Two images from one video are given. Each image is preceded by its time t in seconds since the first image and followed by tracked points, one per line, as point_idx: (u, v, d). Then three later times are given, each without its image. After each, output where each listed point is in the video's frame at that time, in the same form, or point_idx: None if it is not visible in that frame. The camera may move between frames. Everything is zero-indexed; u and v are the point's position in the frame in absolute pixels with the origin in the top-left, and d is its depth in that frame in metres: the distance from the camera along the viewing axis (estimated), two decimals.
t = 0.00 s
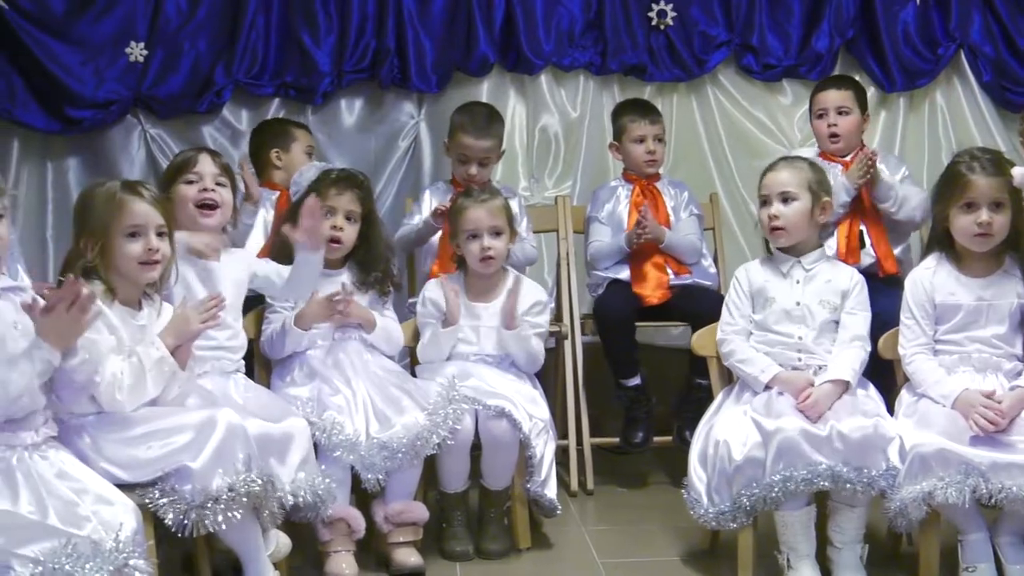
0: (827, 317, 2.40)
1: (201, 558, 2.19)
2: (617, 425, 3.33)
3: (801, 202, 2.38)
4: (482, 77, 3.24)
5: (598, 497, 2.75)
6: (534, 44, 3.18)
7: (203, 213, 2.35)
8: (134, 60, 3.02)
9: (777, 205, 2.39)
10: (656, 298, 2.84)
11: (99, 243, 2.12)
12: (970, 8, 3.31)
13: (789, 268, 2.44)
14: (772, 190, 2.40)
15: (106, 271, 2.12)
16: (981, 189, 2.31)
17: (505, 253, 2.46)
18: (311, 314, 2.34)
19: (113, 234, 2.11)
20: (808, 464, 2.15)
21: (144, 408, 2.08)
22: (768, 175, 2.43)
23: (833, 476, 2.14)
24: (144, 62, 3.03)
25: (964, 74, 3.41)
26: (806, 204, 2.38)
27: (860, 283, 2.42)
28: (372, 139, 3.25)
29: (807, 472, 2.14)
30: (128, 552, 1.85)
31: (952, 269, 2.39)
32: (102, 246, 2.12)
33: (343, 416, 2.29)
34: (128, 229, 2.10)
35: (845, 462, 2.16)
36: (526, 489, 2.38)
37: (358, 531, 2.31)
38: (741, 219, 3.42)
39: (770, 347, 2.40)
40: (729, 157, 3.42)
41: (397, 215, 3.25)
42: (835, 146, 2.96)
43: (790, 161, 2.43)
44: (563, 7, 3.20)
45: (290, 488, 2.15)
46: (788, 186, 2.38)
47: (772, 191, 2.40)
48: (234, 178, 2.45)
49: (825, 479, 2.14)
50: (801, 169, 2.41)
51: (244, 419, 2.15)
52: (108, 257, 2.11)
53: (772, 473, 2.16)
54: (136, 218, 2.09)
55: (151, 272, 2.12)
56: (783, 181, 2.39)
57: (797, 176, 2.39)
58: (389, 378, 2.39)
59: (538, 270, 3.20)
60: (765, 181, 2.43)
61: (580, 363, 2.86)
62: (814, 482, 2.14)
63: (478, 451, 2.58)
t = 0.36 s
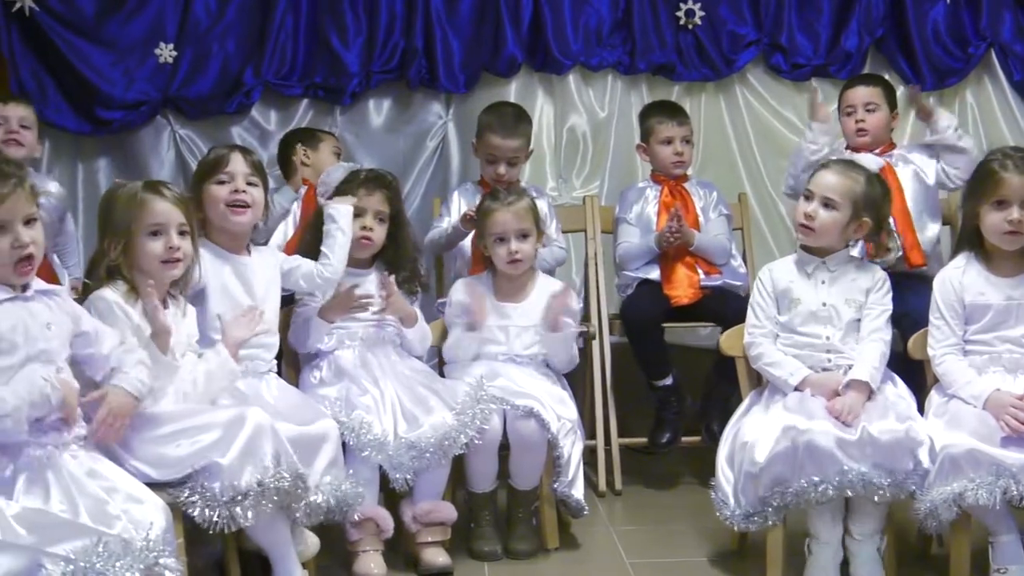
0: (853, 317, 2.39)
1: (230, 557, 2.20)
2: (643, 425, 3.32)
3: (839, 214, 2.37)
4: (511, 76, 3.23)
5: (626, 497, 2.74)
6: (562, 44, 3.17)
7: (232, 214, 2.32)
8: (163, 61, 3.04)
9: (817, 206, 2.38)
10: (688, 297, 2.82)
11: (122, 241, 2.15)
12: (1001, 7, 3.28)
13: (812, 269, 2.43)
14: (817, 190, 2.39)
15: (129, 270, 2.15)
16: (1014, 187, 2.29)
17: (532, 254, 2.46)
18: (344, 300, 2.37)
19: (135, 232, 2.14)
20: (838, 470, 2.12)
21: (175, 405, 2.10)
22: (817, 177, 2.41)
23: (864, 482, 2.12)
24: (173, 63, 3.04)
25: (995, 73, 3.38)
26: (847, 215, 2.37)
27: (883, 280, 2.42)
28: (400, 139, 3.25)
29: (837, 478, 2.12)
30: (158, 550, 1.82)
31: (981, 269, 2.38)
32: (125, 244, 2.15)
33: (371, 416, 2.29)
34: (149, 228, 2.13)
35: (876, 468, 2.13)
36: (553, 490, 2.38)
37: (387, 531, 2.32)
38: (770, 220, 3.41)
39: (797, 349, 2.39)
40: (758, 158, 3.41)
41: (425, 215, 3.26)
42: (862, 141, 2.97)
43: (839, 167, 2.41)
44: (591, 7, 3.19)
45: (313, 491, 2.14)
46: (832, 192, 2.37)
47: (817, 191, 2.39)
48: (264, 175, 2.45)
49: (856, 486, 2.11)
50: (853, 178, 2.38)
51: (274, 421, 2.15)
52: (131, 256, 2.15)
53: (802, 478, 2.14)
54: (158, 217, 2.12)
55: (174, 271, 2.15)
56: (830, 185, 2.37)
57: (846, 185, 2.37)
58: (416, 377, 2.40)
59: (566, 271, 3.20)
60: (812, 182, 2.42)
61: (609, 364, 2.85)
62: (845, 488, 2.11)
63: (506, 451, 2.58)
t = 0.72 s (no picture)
0: (901, 309, 2.38)
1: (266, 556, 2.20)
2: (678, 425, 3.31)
3: (879, 216, 2.36)
4: (547, 78, 3.23)
5: (662, 498, 2.74)
6: (598, 45, 3.17)
7: (266, 215, 2.33)
8: (200, 63, 3.05)
9: (856, 210, 2.37)
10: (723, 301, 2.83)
11: (154, 245, 2.15)
12: None
13: (856, 266, 2.42)
14: (855, 192, 2.38)
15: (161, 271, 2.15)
16: None
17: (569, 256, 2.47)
18: (395, 312, 2.35)
19: (164, 233, 2.14)
20: (878, 471, 2.13)
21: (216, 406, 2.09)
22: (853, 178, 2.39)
23: (903, 483, 2.12)
24: (210, 65, 3.06)
25: None
26: (886, 215, 2.36)
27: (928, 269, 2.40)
28: (436, 140, 3.25)
29: (877, 479, 2.13)
30: (197, 549, 1.80)
31: (1017, 266, 2.37)
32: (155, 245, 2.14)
33: (408, 416, 2.30)
34: (178, 227, 2.13)
35: (915, 469, 2.14)
36: (590, 490, 2.38)
37: (423, 531, 2.32)
38: (807, 221, 3.40)
39: (841, 345, 2.38)
40: (795, 159, 3.40)
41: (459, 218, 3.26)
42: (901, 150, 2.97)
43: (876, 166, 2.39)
44: (627, 7, 3.19)
45: (353, 492, 2.16)
46: (869, 194, 2.35)
47: (856, 194, 2.38)
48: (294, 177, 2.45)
49: (895, 486, 2.12)
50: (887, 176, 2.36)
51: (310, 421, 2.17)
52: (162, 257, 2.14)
53: (841, 478, 2.15)
54: (184, 216, 2.12)
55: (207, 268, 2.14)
56: (867, 188, 2.35)
57: (883, 187, 2.35)
58: (452, 378, 2.40)
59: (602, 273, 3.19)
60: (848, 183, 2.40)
61: (645, 365, 2.85)
62: (884, 488, 2.12)
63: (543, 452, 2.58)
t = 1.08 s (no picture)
0: (944, 310, 2.36)
1: (303, 557, 2.20)
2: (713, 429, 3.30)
3: (919, 217, 2.34)
4: (584, 80, 3.24)
5: (699, 502, 2.73)
6: (636, 47, 3.17)
7: (304, 223, 2.34)
8: (239, 66, 3.07)
9: (895, 220, 2.35)
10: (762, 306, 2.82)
11: (189, 246, 2.16)
12: None
13: (902, 266, 2.42)
14: (887, 203, 2.36)
15: (198, 273, 2.16)
16: None
17: (606, 258, 2.46)
18: (433, 319, 2.37)
19: (201, 237, 2.15)
20: (916, 474, 2.12)
21: (254, 406, 2.10)
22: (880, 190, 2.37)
23: (942, 486, 2.11)
24: (249, 68, 3.08)
25: None
26: (925, 215, 2.34)
27: (969, 269, 2.38)
28: (473, 142, 3.26)
29: (916, 482, 2.11)
30: (236, 550, 1.79)
31: None
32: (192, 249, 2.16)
33: (444, 418, 2.31)
34: (214, 231, 2.14)
35: (954, 473, 2.12)
36: (626, 493, 2.38)
37: (460, 533, 2.32)
38: (845, 224, 3.37)
39: (881, 344, 2.38)
40: (833, 161, 3.38)
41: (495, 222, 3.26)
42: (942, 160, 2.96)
43: (904, 169, 2.37)
44: (664, 9, 3.19)
45: (391, 493, 2.17)
46: (903, 200, 2.34)
47: (890, 204, 2.36)
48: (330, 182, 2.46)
49: (934, 490, 2.10)
50: (915, 178, 2.34)
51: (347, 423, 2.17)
52: (199, 260, 2.16)
53: (879, 481, 2.14)
54: (219, 220, 2.13)
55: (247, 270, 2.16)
56: (899, 196, 2.33)
57: (913, 190, 2.33)
58: (489, 380, 2.41)
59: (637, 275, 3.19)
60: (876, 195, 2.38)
61: (681, 368, 2.84)
62: (922, 491, 2.11)
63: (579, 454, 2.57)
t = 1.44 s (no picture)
0: (986, 316, 2.34)
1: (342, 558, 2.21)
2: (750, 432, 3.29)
3: (954, 218, 2.32)
4: (622, 82, 3.24)
5: (737, 505, 2.72)
6: (673, 49, 3.16)
7: (365, 234, 2.38)
8: (278, 69, 3.09)
9: (930, 225, 2.32)
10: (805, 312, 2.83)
11: (230, 249, 2.18)
12: None
13: (940, 271, 2.40)
14: (920, 210, 2.33)
15: (239, 276, 2.18)
16: None
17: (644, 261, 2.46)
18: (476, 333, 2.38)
19: (241, 241, 2.16)
20: (957, 481, 2.10)
21: (291, 408, 2.11)
22: (909, 196, 2.35)
23: (984, 494, 2.09)
24: (288, 71, 3.09)
25: None
26: (959, 216, 2.32)
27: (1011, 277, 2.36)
28: (511, 145, 3.26)
29: (957, 490, 2.10)
30: (276, 552, 1.77)
31: None
32: (233, 252, 2.18)
33: (482, 420, 2.31)
34: (253, 235, 2.15)
35: (995, 479, 2.10)
36: (664, 496, 2.38)
37: (497, 536, 2.32)
38: (886, 228, 3.34)
39: (920, 348, 2.35)
40: (873, 163, 3.36)
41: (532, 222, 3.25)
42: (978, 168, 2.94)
43: (932, 174, 2.34)
44: (703, 11, 3.18)
45: (429, 494, 2.17)
46: (936, 203, 2.31)
47: (921, 210, 2.33)
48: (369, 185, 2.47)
49: (976, 497, 2.09)
50: (942, 180, 2.31)
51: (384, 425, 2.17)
52: (240, 263, 2.17)
53: (920, 490, 2.14)
54: (260, 224, 2.13)
55: (285, 274, 2.16)
56: (930, 200, 2.31)
57: (942, 192, 2.31)
58: (527, 382, 2.41)
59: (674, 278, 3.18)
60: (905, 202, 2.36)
61: (718, 370, 2.84)
62: (964, 499, 2.10)
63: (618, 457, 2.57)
